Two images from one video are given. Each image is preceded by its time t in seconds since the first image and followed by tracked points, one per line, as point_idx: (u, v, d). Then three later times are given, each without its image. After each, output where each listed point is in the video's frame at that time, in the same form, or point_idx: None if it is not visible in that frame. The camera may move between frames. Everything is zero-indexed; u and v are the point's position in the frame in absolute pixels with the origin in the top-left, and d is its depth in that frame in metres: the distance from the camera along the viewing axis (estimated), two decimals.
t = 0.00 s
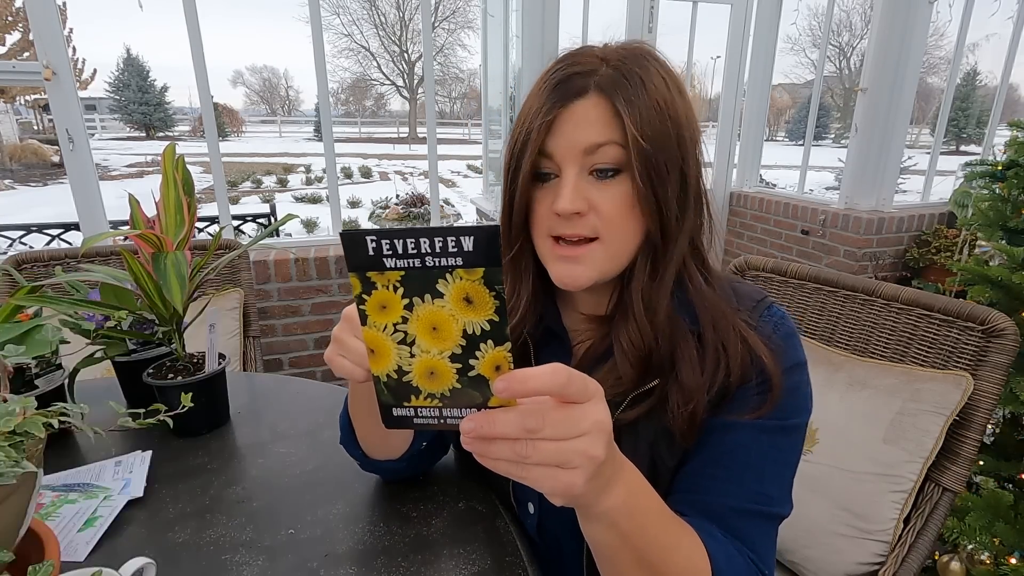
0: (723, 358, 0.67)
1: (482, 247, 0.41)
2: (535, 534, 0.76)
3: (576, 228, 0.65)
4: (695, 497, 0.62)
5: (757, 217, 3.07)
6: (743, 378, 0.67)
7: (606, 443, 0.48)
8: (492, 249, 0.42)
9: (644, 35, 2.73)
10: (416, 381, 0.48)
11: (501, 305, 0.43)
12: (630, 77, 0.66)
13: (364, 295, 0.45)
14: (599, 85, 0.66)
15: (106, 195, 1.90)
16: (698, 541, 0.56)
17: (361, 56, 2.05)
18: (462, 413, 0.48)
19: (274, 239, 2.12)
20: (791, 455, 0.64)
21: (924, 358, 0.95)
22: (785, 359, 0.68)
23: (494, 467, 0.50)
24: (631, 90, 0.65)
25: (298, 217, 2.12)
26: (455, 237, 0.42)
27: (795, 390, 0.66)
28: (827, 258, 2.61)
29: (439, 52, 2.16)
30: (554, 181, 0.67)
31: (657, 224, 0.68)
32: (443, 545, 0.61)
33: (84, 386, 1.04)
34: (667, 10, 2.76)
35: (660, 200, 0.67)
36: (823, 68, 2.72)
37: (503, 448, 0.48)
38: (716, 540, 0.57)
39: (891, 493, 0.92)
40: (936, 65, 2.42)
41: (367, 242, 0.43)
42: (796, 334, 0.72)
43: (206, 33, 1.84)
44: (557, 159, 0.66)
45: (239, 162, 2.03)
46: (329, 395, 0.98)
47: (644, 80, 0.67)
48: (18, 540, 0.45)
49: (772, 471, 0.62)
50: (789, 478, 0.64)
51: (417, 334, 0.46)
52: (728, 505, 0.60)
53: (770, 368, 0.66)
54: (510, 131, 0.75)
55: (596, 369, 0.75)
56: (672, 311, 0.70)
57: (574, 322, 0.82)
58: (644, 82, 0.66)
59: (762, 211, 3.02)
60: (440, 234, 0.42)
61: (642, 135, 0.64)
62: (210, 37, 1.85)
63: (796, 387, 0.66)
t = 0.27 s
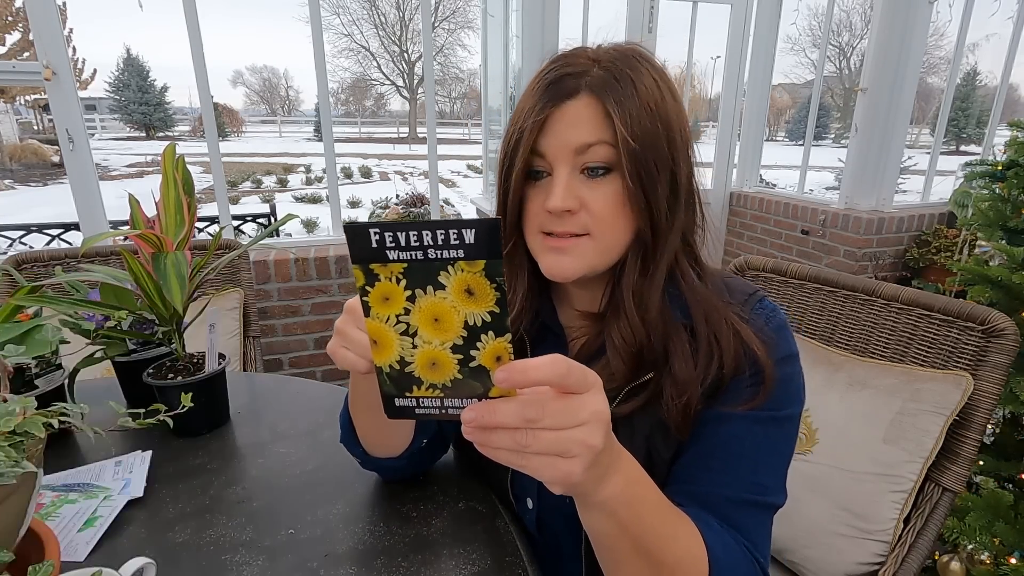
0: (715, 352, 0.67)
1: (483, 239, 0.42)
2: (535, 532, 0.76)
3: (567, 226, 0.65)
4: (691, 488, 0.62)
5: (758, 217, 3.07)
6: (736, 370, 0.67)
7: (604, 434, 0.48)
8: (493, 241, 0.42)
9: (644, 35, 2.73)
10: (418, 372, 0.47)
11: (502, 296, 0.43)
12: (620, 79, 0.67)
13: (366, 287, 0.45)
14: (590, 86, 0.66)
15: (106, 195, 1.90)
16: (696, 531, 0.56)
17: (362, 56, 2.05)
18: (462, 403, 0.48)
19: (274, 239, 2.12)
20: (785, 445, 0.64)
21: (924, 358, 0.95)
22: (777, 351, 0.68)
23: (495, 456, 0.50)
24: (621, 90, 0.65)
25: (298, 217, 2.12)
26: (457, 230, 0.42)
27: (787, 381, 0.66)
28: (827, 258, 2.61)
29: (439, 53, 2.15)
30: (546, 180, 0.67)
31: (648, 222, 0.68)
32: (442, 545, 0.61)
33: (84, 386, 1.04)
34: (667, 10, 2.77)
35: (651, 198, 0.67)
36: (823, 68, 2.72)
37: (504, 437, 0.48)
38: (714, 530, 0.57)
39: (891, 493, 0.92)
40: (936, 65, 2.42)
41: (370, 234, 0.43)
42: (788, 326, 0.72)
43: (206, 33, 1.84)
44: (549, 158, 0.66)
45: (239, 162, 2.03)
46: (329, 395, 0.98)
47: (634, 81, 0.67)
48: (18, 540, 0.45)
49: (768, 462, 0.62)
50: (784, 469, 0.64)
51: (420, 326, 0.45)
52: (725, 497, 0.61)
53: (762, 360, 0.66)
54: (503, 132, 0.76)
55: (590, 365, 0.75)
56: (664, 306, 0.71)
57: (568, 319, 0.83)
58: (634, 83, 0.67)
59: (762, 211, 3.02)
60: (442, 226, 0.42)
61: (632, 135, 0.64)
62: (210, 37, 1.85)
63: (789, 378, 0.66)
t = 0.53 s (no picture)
0: (713, 348, 0.67)
1: (489, 234, 0.41)
2: (535, 531, 0.76)
3: (567, 224, 0.65)
4: (690, 484, 0.62)
5: (758, 217, 3.07)
6: (735, 366, 0.67)
7: (606, 430, 0.48)
8: (499, 236, 0.42)
9: (644, 35, 2.73)
10: (421, 366, 0.47)
11: (507, 291, 0.43)
12: (620, 79, 0.67)
13: (370, 281, 0.45)
14: (590, 86, 0.66)
15: (106, 195, 1.90)
16: (696, 527, 0.56)
17: (362, 56, 2.05)
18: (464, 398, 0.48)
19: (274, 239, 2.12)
20: (783, 440, 0.64)
21: (924, 358, 0.95)
22: (774, 347, 0.68)
23: (498, 452, 0.50)
24: (621, 90, 0.66)
25: (298, 217, 2.12)
26: (463, 224, 0.42)
27: (785, 376, 0.66)
28: (828, 258, 2.61)
29: (439, 52, 2.15)
30: (546, 179, 0.67)
31: (647, 220, 0.68)
32: (443, 545, 0.61)
33: (84, 387, 1.04)
34: (667, 10, 2.77)
35: (650, 197, 0.67)
36: (823, 68, 2.71)
37: (507, 432, 0.48)
38: (713, 526, 0.57)
39: (891, 493, 0.92)
40: (936, 65, 2.42)
41: (374, 227, 0.43)
42: (786, 322, 0.73)
43: (206, 33, 1.84)
44: (549, 157, 0.66)
45: (239, 162, 2.03)
46: (329, 395, 0.98)
47: (633, 81, 0.67)
48: (18, 539, 0.45)
49: (767, 458, 0.62)
50: (781, 464, 0.64)
51: (423, 320, 0.45)
52: (723, 492, 0.61)
53: (760, 356, 0.66)
54: (502, 132, 0.76)
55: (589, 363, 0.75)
56: (662, 304, 0.71)
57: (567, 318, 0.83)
58: (633, 83, 0.67)
59: (762, 211, 3.02)
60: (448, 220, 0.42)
61: (632, 134, 0.64)
62: (210, 37, 1.85)
63: (787, 374, 0.66)
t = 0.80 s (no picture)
0: (715, 348, 0.67)
1: (493, 237, 0.41)
2: (536, 531, 0.76)
3: (568, 226, 0.65)
4: (694, 485, 0.62)
5: (758, 217, 3.07)
6: (738, 366, 0.67)
7: (612, 434, 0.48)
8: (504, 239, 0.42)
9: (644, 35, 2.74)
10: (423, 369, 0.47)
11: (511, 294, 0.43)
12: (619, 78, 0.67)
13: (373, 283, 0.45)
14: (589, 86, 0.66)
15: (106, 195, 1.90)
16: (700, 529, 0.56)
17: (362, 56, 2.05)
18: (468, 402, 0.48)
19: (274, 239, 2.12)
20: (788, 441, 0.64)
21: (924, 358, 0.95)
22: (777, 346, 0.68)
23: (501, 455, 0.50)
24: (619, 90, 0.66)
25: (298, 217, 2.12)
26: (467, 227, 0.42)
27: (789, 376, 0.66)
28: (827, 258, 2.61)
29: (439, 52, 2.15)
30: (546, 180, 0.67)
31: (647, 219, 0.68)
32: (443, 545, 0.61)
33: (84, 387, 1.04)
34: (667, 10, 2.77)
35: (650, 196, 0.67)
36: (823, 68, 2.71)
37: (511, 436, 0.48)
38: (718, 528, 0.57)
39: (891, 493, 0.92)
40: (936, 65, 2.42)
41: (377, 230, 0.43)
42: (789, 321, 0.73)
43: (206, 33, 1.84)
44: (549, 158, 0.66)
45: (239, 162, 2.03)
46: (329, 395, 0.98)
47: (631, 81, 0.67)
48: (18, 539, 0.45)
49: (771, 460, 0.62)
50: (786, 466, 0.64)
51: (426, 323, 0.45)
52: (728, 495, 0.61)
53: (763, 355, 0.66)
54: (501, 133, 0.76)
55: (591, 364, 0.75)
56: (664, 303, 0.71)
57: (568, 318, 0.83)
58: (632, 83, 0.67)
59: (762, 211, 3.02)
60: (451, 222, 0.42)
61: (631, 133, 0.64)
62: (210, 37, 1.85)
63: (791, 374, 0.66)
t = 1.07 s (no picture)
0: (717, 348, 0.67)
1: (496, 235, 0.41)
2: (536, 532, 0.76)
3: (568, 226, 0.65)
4: (697, 487, 0.62)
5: (758, 217, 3.07)
6: (739, 366, 0.67)
7: (615, 436, 0.48)
8: (507, 236, 0.42)
9: (644, 35, 2.74)
10: (425, 368, 0.47)
11: (515, 292, 0.43)
12: (619, 78, 0.67)
13: (375, 281, 0.45)
14: (589, 85, 0.66)
15: (106, 195, 1.90)
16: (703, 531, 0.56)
17: (362, 56, 2.05)
18: (470, 402, 0.48)
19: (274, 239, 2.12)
20: (791, 442, 0.64)
21: (924, 358, 0.95)
22: (780, 346, 0.68)
23: (503, 456, 0.50)
24: (620, 89, 0.66)
25: (298, 217, 2.12)
26: (470, 224, 0.42)
27: (791, 377, 0.66)
28: (828, 258, 2.61)
29: (439, 52, 2.15)
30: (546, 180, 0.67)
31: (648, 219, 0.68)
32: (443, 545, 0.61)
33: (84, 387, 1.04)
34: (667, 10, 2.77)
35: (651, 196, 0.67)
36: (823, 68, 2.72)
37: (513, 437, 0.48)
38: (721, 530, 0.57)
39: (891, 493, 0.92)
40: (936, 65, 2.42)
41: (380, 227, 0.43)
42: (791, 320, 0.73)
43: (206, 33, 1.84)
44: (549, 158, 0.66)
45: (239, 162, 2.03)
46: (328, 395, 0.98)
47: (632, 80, 0.67)
48: (17, 539, 0.45)
49: (774, 461, 0.62)
50: (789, 467, 0.64)
51: (429, 321, 0.46)
52: (732, 497, 0.61)
53: (766, 355, 0.66)
54: (501, 133, 0.75)
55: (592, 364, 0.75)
56: (665, 303, 0.71)
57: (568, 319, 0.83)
58: (632, 82, 0.67)
59: (762, 211, 3.02)
60: (454, 220, 0.42)
61: (632, 133, 0.64)
62: (210, 37, 1.85)
63: (793, 374, 0.66)
